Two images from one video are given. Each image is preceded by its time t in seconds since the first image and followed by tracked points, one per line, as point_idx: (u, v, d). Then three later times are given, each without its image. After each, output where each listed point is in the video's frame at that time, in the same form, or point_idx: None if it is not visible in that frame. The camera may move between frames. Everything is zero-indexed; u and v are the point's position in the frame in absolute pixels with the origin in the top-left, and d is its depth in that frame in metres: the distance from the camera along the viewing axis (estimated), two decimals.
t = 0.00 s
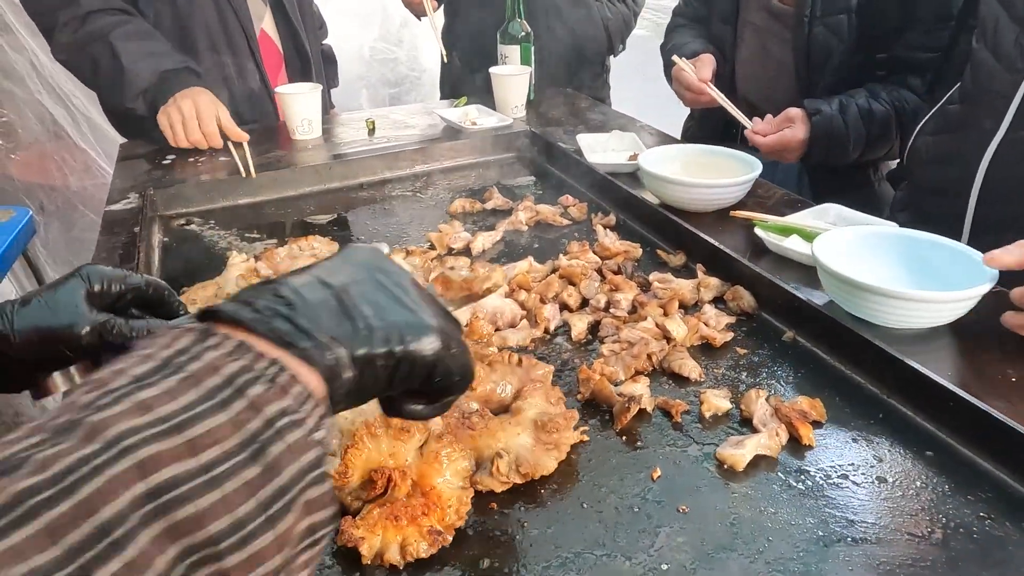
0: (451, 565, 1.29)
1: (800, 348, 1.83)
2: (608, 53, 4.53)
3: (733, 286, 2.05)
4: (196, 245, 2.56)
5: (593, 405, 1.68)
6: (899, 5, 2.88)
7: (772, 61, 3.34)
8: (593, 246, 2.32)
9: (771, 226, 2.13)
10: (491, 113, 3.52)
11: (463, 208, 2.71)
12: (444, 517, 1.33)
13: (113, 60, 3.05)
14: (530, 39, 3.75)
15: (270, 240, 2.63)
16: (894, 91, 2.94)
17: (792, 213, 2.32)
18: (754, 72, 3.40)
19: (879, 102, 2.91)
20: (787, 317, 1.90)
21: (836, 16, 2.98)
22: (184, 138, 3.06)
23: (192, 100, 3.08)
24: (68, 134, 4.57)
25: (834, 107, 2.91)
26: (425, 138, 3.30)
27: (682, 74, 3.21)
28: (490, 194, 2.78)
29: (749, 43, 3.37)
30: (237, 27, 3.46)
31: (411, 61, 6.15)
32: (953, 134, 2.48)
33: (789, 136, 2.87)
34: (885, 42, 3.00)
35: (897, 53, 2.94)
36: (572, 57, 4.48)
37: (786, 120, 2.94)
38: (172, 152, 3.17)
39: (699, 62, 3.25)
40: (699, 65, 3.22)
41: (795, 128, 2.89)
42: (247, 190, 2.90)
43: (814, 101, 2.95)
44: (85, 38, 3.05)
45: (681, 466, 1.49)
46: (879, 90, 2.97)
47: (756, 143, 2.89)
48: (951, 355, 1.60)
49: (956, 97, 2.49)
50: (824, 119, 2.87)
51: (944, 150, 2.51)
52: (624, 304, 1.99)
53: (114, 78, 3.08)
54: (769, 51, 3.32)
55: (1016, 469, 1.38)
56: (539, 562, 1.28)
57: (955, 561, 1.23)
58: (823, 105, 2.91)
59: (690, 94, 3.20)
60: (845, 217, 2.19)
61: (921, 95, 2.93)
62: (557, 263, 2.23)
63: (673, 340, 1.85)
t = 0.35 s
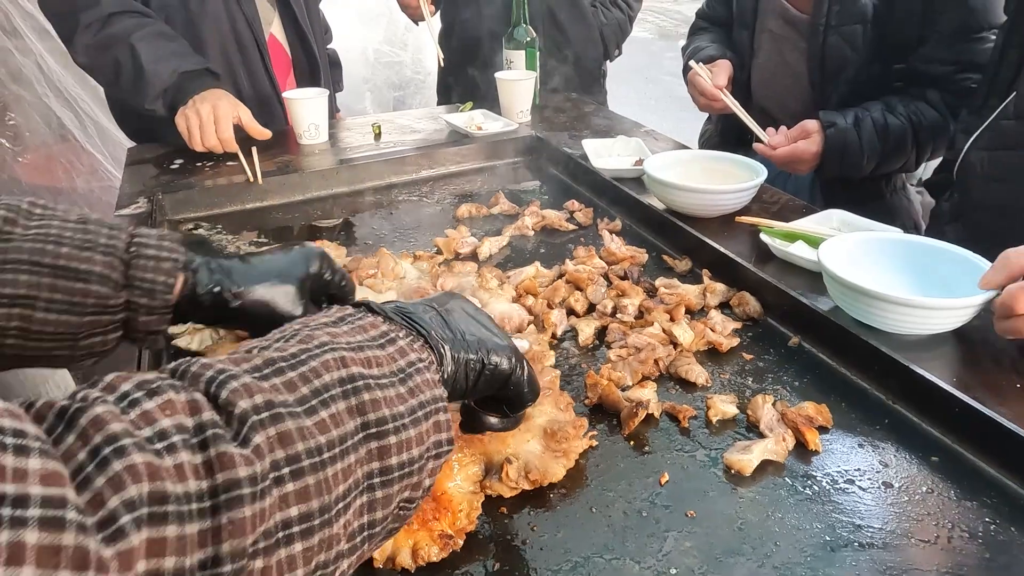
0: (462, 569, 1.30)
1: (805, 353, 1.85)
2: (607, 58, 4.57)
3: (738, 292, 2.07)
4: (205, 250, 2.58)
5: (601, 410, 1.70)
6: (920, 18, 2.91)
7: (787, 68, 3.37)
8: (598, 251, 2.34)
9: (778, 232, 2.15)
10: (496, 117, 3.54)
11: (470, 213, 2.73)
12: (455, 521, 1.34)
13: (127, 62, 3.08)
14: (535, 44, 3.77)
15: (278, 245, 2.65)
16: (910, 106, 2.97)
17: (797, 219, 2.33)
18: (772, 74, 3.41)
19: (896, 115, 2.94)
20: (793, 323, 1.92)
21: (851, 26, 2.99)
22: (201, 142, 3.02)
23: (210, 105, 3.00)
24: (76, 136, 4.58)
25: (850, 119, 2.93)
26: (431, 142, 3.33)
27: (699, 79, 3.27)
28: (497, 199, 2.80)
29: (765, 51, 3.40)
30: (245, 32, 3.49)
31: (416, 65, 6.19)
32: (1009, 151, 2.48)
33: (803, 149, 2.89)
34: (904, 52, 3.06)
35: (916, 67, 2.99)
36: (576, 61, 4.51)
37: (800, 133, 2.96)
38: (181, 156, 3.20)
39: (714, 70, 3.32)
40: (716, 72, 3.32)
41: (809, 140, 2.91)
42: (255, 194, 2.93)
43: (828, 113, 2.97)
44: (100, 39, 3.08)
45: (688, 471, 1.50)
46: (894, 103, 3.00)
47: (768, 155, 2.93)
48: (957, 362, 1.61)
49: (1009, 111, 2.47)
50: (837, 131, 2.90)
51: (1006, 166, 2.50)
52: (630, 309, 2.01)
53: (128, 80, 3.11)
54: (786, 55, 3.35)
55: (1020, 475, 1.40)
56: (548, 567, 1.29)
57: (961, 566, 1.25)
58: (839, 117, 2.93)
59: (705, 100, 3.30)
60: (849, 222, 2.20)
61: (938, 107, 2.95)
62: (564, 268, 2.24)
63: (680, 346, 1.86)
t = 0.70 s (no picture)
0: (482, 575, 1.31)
1: (819, 359, 1.85)
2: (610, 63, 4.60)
3: (752, 298, 2.07)
4: (218, 255, 2.58)
5: (616, 416, 1.70)
6: (939, 26, 2.94)
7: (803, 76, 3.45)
8: (611, 257, 2.35)
9: (789, 238, 2.15)
10: (505, 123, 3.56)
11: (480, 218, 2.74)
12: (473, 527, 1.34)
13: (142, 64, 3.09)
14: (545, 49, 3.78)
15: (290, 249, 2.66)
16: (926, 113, 2.99)
17: (809, 225, 2.34)
18: (787, 81, 3.51)
19: (912, 122, 2.99)
20: (807, 329, 1.92)
21: (867, 35, 3.07)
22: (215, 148, 3.09)
23: (228, 112, 3.07)
24: (85, 140, 4.57)
25: (862, 129, 2.99)
26: (442, 147, 3.34)
27: (717, 91, 3.37)
28: (507, 204, 2.81)
29: (782, 58, 3.50)
30: (258, 37, 3.50)
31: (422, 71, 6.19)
32: None
33: (816, 157, 2.96)
34: (923, 61, 3.10)
35: (935, 75, 3.00)
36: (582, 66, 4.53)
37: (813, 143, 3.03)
38: (191, 160, 3.22)
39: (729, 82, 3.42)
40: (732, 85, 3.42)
41: (821, 149, 2.98)
42: (266, 199, 2.94)
43: (841, 123, 3.04)
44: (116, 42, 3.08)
45: (705, 477, 1.51)
46: (911, 111, 3.03)
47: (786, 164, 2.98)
48: (976, 368, 1.62)
49: None
50: (849, 140, 2.95)
51: None
52: (644, 314, 2.02)
53: (143, 83, 3.12)
54: (802, 65, 3.44)
55: None
56: (567, 572, 1.30)
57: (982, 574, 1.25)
58: (852, 127, 2.99)
59: (723, 110, 3.39)
60: (861, 228, 2.21)
61: (954, 113, 2.95)
62: (576, 274, 2.25)
63: (693, 351, 1.86)
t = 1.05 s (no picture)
0: None
1: (824, 373, 1.90)
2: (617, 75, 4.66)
3: (758, 312, 2.12)
4: (236, 267, 2.65)
5: (626, 428, 1.75)
6: (948, 42, 2.99)
7: (811, 90, 3.51)
8: (620, 270, 2.40)
9: (795, 253, 2.19)
10: (516, 136, 3.62)
11: (492, 231, 2.80)
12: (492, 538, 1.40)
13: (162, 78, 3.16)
14: (555, 63, 3.84)
15: (306, 262, 2.73)
16: (935, 127, 3.04)
17: (815, 240, 2.39)
18: (798, 95, 3.56)
19: (925, 136, 3.04)
20: (812, 343, 1.97)
21: (877, 51, 3.14)
22: (235, 160, 3.11)
23: (252, 124, 3.15)
24: (100, 150, 4.63)
25: (877, 143, 3.04)
26: (454, 160, 3.39)
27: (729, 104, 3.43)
28: (518, 218, 2.86)
29: (793, 72, 3.55)
30: (267, 54, 3.58)
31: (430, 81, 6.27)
32: None
33: (831, 169, 3.01)
34: (932, 76, 3.15)
35: (943, 91, 3.05)
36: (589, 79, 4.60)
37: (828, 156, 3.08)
38: (208, 173, 3.29)
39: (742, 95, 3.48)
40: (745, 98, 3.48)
41: (836, 162, 3.03)
42: (282, 212, 3.00)
43: (854, 138, 3.09)
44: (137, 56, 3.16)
45: (713, 488, 1.56)
46: (919, 125, 3.08)
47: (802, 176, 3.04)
48: (978, 382, 1.67)
49: None
50: (864, 155, 3.00)
51: None
52: (653, 328, 2.07)
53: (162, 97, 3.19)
54: (811, 79, 3.49)
55: None
56: None
57: None
58: (866, 141, 3.05)
59: (735, 123, 3.45)
60: (866, 243, 2.26)
61: (962, 128, 3.00)
62: (586, 288, 2.30)
63: (702, 365, 1.91)
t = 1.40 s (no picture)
0: None
1: (894, 399, 1.90)
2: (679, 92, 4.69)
3: (827, 336, 2.13)
4: (313, 275, 2.77)
5: (694, 446, 1.79)
6: None
7: (879, 111, 3.48)
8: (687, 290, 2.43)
9: (865, 278, 2.19)
10: (581, 152, 3.68)
11: (558, 247, 2.86)
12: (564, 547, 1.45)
13: (247, 92, 3.32)
14: (621, 81, 3.90)
15: (379, 272, 2.83)
16: (1012, 152, 2.99)
17: (886, 265, 2.38)
18: (865, 116, 3.54)
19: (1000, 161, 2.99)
20: (882, 369, 1.97)
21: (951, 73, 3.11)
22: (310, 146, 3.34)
23: (310, 109, 3.28)
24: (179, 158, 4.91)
25: (951, 168, 3.01)
26: (521, 176, 3.46)
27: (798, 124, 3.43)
28: (585, 234, 2.91)
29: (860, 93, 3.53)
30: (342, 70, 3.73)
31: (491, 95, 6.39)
32: None
33: (904, 193, 2.99)
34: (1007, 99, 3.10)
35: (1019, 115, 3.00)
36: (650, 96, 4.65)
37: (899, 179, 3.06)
38: (285, 184, 3.43)
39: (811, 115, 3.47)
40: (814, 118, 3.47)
41: (909, 186, 3.00)
42: (356, 223, 3.12)
43: (927, 163, 3.06)
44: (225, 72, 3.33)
45: (782, 510, 1.58)
46: (994, 150, 3.03)
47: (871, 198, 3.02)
48: None
49: None
50: (938, 179, 2.98)
51: None
52: (721, 348, 2.10)
53: (246, 111, 3.35)
54: (880, 100, 3.46)
55: None
56: None
57: None
58: (940, 166, 3.02)
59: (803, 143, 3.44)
60: (940, 271, 2.25)
61: None
62: (653, 306, 2.34)
63: (770, 387, 1.94)
